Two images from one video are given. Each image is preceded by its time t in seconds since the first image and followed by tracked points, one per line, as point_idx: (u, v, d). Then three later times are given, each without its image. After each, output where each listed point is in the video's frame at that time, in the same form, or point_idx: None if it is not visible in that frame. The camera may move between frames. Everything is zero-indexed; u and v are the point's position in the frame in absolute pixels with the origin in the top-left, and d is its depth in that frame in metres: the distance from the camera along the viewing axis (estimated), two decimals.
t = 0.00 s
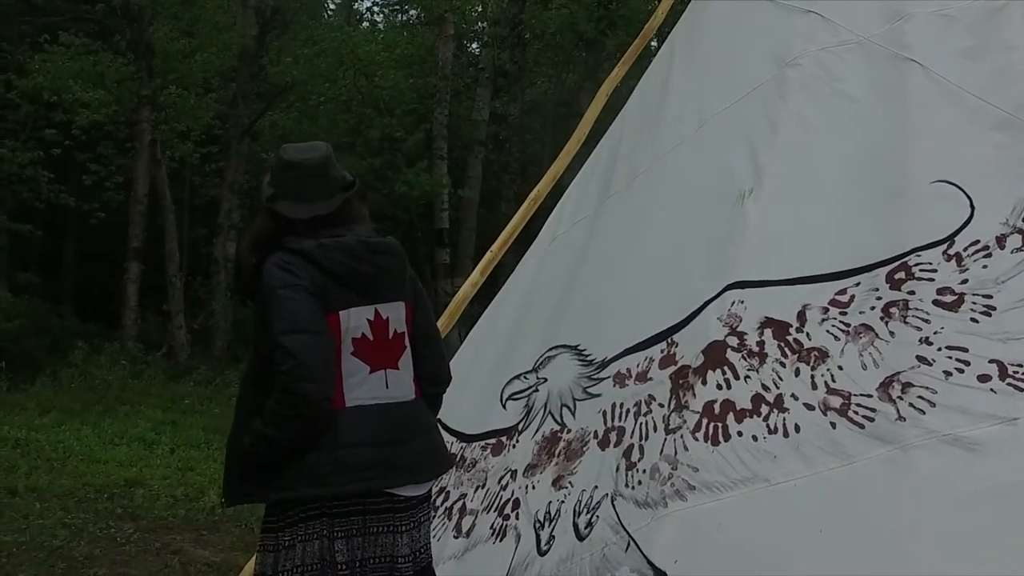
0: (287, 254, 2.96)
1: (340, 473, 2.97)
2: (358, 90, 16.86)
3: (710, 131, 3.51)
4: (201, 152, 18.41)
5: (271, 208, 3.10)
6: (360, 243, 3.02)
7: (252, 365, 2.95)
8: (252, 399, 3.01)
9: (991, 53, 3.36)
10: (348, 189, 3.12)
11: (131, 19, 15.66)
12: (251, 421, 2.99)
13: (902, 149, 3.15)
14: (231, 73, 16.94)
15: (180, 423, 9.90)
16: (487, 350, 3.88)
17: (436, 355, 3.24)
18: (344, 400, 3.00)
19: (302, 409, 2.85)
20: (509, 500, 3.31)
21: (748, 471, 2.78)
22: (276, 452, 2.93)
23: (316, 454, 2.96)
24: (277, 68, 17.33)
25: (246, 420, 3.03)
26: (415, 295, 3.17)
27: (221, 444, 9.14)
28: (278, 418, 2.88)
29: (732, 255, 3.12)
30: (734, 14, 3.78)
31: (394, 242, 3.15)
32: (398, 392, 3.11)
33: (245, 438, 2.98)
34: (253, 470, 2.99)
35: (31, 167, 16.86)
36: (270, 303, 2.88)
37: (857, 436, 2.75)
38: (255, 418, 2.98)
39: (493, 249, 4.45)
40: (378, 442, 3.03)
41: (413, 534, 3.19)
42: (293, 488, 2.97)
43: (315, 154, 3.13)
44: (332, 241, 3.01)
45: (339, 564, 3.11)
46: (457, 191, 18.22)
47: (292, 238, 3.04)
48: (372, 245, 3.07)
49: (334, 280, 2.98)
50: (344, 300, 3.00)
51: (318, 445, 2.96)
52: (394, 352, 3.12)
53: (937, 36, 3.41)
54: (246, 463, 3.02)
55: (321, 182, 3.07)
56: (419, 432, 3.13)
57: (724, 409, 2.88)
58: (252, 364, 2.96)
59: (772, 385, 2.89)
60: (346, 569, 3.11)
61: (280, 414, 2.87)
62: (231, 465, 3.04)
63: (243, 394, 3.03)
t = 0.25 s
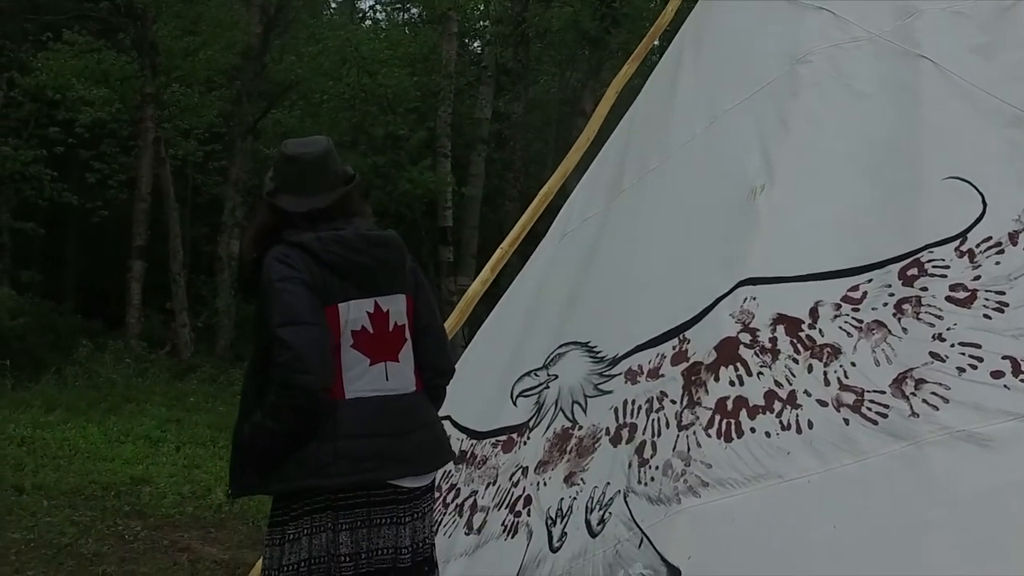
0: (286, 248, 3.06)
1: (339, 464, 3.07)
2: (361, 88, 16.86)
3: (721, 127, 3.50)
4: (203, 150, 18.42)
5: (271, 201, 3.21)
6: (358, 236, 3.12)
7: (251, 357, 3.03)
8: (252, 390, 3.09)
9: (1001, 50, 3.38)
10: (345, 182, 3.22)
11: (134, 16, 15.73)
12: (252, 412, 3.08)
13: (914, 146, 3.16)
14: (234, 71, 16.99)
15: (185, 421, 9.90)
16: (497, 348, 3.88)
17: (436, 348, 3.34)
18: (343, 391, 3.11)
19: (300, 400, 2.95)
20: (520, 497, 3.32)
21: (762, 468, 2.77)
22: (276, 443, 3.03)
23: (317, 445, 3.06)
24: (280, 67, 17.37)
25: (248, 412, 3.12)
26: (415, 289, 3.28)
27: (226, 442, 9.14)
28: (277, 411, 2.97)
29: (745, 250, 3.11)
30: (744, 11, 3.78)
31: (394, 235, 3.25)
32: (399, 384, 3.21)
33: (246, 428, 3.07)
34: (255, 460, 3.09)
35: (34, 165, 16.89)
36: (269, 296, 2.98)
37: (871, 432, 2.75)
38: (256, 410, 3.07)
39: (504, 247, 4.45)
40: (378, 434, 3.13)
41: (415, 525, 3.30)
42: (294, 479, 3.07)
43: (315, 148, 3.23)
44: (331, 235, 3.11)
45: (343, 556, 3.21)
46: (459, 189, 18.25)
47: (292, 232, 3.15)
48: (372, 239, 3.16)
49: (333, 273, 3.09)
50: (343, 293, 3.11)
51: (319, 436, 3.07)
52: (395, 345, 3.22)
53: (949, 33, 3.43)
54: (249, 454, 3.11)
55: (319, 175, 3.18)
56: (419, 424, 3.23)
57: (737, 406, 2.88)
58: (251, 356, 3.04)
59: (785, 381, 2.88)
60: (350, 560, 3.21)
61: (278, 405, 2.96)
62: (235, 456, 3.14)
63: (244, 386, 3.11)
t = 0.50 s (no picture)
0: (286, 244, 3.12)
1: (341, 458, 3.16)
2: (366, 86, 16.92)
3: (733, 125, 3.52)
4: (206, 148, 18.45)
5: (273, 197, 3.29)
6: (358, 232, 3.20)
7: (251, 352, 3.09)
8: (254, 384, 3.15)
9: (1016, 45, 3.36)
10: (347, 179, 3.30)
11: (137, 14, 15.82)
12: (254, 408, 3.14)
13: (928, 143, 3.16)
14: (239, 68, 16.96)
15: (191, 419, 9.90)
16: (510, 346, 3.89)
17: (436, 342, 3.43)
18: (345, 385, 3.19)
19: (301, 394, 3.02)
20: (534, 495, 3.32)
21: (778, 465, 2.77)
22: (279, 437, 3.10)
23: (319, 439, 3.14)
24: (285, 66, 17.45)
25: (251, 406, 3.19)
26: (416, 284, 3.37)
27: (233, 440, 9.15)
28: (278, 405, 3.04)
29: (758, 248, 3.12)
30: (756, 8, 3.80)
31: (393, 230, 3.35)
32: (400, 377, 3.30)
33: (249, 421, 3.14)
34: (258, 455, 3.16)
35: (37, 163, 16.94)
36: (269, 290, 3.04)
37: (886, 429, 2.74)
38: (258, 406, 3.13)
39: (516, 245, 4.46)
40: (380, 428, 3.22)
41: (418, 517, 3.42)
42: (297, 472, 3.15)
43: (317, 145, 3.30)
44: (331, 231, 3.19)
45: (348, 549, 3.33)
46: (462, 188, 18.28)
47: (293, 228, 3.22)
48: (372, 234, 3.25)
49: (333, 269, 3.17)
50: (343, 288, 3.19)
51: (320, 431, 3.15)
52: (396, 339, 3.31)
53: (962, 30, 3.43)
54: (253, 448, 3.19)
55: (322, 172, 3.26)
56: (421, 418, 3.33)
57: (751, 403, 2.88)
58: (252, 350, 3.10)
59: (801, 378, 2.89)
60: (354, 552, 3.34)
61: (279, 399, 3.03)
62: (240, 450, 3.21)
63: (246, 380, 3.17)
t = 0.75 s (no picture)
0: (288, 243, 3.19)
1: (343, 455, 3.22)
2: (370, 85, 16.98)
3: (742, 122, 3.52)
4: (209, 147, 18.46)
5: (277, 197, 3.35)
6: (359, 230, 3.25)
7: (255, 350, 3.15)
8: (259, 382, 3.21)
9: None
10: (348, 178, 3.35)
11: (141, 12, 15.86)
12: (259, 406, 3.20)
13: (939, 141, 3.17)
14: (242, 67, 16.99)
15: (197, 417, 9.91)
16: (519, 344, 3.90)
17: (437, 339, 3.48)
18: (348, 382, 3.25)
19: (301, 392, 3.07)
20: (545, 493, 3.32)
21: (791, 462, 2.76)
22: (282, 434, 3.16)
23: (321, 436, 3.20)
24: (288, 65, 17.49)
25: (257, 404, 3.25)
26: (419, 281, 3.43)
27: (238, 438, 9.16)
28: (280, 403, 3.09)
29: (769, 244, 3.12)
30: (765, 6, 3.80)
31: (395, 228, 3.40)
32: (403, 374, 3.35)
33: (254, 419, 3.20)
34: (264, 451, 3.22)
35: (40, 161, 16.95)
36: (270, 290, 3.11)
37: (900, 427, 2.74)
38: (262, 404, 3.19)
39: (526, 243, 4.46)
40: (382, 425, 3.27)
41: (421, 513, 3.47)
42: (300, 469, 3.21)
43: (320, 145, 3.35)
44: (332, 229, 3.25)
45: (353, 546, 3.41)
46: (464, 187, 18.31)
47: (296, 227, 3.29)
48: (374, 233, 3.31)
49: (334, 267, 3.23)
50: (345, 287, 3.25)
51: (323, 428, 3.21)
52: (398, 337, 3.37)
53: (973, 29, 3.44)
54: (259, 445, 3.25)
55: (324, 172, 3.31)
56: (423, 415, 3.38)
57: (764, 401, 2.87)
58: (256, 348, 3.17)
59: (813, 375, 2.88)
60: (359, 548, 3.41)
61: (280, 396, 3.08)
62: (247, 448, 3.28)
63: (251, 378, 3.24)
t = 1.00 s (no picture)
0: (290, 244, 3.17)
1: (346, 454, 3.21)
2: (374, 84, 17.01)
3: (752, 121, 3.52)
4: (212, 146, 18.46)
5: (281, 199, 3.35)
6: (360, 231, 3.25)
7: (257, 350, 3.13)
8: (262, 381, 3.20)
9: None
10: (351, 180, 3.35)
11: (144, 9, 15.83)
12: (263, 405, 3.19)
13: (949, 140, 3.18)
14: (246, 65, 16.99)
15: (201, 416, 9.89)
16: (528, 342, 3.90)
17: (438, 338, 3.48)
18: (350, 381, 3.24)
19: (305, 392, 3.06)
20: (555, 492, 3.32)
21: (803, 461, 2.75)
22: (286, 433, 3.15)
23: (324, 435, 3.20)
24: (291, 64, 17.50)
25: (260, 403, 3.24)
26: (420, 281, 3.43)
27: (243, 437, 9.14)
28: (283, 403, 3.08)
29: (779, 243, 3.12)
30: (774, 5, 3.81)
31: (396, 229, 3.39)
32: (405, 374, 3.35)
33: (258, 419, 3.19)
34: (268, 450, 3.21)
35: (42, 160, 16.91)
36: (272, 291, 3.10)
37: (912, 425, 2.74)
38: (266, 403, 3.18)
39: (536, 240, 4.45)
40: (384, 424, 3.27)
41: (423, 511, 3.47)
42: (303, 468, 3.20)
43: (323, 147, 3.35)
44: (334, 230, 3.24)
45: (356, 545, 3.41)
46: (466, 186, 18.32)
47: (297, 228, 3.28)
48: (374, 234, 3.31)
49: (336, 267, 3.22)
50: (347, 287, 3.25)
51: (326, 427, 3.20)
52: (400, 336, 3.36)
53: (982, 27, 3.47)
54: (263, 445, 3.24)
55: (326, 174, 3.31)
56: (425, 414, 3.37)
57: (776, 400, 2.87)
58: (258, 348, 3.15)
59: (825, 374, 2.87)
60: (362, 547, 3.41)
61: (283, 396, 3.07)
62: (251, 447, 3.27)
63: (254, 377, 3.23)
